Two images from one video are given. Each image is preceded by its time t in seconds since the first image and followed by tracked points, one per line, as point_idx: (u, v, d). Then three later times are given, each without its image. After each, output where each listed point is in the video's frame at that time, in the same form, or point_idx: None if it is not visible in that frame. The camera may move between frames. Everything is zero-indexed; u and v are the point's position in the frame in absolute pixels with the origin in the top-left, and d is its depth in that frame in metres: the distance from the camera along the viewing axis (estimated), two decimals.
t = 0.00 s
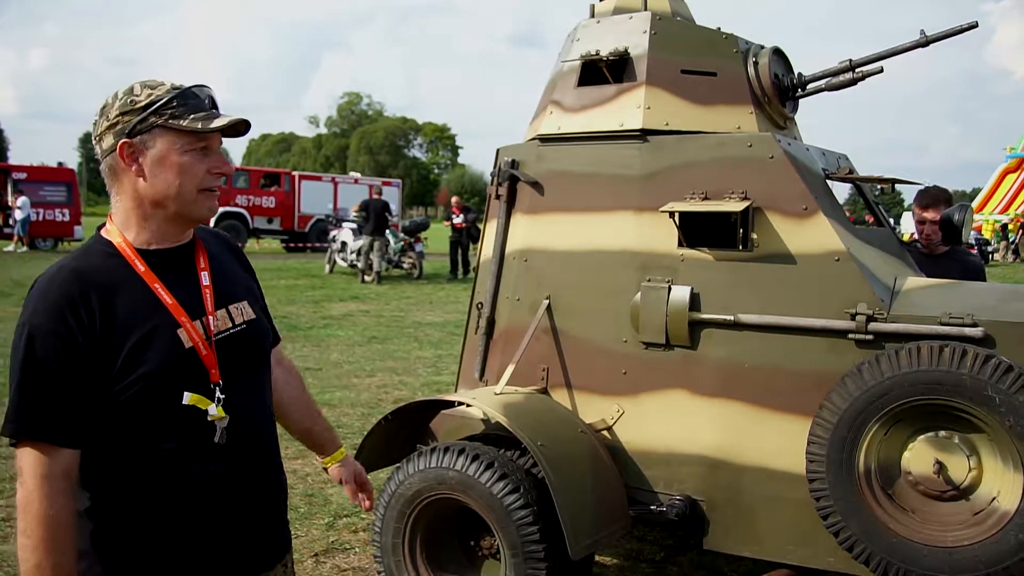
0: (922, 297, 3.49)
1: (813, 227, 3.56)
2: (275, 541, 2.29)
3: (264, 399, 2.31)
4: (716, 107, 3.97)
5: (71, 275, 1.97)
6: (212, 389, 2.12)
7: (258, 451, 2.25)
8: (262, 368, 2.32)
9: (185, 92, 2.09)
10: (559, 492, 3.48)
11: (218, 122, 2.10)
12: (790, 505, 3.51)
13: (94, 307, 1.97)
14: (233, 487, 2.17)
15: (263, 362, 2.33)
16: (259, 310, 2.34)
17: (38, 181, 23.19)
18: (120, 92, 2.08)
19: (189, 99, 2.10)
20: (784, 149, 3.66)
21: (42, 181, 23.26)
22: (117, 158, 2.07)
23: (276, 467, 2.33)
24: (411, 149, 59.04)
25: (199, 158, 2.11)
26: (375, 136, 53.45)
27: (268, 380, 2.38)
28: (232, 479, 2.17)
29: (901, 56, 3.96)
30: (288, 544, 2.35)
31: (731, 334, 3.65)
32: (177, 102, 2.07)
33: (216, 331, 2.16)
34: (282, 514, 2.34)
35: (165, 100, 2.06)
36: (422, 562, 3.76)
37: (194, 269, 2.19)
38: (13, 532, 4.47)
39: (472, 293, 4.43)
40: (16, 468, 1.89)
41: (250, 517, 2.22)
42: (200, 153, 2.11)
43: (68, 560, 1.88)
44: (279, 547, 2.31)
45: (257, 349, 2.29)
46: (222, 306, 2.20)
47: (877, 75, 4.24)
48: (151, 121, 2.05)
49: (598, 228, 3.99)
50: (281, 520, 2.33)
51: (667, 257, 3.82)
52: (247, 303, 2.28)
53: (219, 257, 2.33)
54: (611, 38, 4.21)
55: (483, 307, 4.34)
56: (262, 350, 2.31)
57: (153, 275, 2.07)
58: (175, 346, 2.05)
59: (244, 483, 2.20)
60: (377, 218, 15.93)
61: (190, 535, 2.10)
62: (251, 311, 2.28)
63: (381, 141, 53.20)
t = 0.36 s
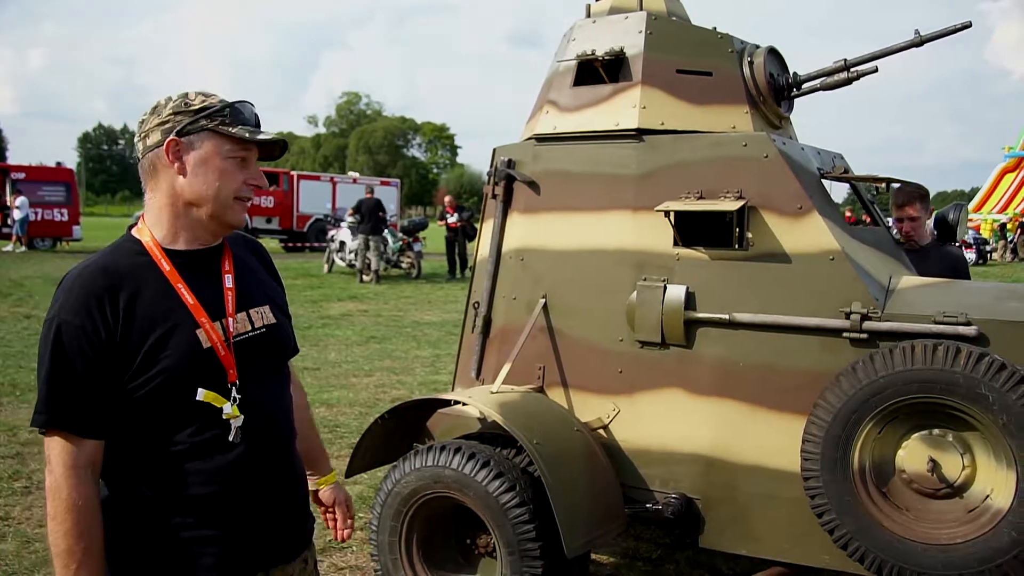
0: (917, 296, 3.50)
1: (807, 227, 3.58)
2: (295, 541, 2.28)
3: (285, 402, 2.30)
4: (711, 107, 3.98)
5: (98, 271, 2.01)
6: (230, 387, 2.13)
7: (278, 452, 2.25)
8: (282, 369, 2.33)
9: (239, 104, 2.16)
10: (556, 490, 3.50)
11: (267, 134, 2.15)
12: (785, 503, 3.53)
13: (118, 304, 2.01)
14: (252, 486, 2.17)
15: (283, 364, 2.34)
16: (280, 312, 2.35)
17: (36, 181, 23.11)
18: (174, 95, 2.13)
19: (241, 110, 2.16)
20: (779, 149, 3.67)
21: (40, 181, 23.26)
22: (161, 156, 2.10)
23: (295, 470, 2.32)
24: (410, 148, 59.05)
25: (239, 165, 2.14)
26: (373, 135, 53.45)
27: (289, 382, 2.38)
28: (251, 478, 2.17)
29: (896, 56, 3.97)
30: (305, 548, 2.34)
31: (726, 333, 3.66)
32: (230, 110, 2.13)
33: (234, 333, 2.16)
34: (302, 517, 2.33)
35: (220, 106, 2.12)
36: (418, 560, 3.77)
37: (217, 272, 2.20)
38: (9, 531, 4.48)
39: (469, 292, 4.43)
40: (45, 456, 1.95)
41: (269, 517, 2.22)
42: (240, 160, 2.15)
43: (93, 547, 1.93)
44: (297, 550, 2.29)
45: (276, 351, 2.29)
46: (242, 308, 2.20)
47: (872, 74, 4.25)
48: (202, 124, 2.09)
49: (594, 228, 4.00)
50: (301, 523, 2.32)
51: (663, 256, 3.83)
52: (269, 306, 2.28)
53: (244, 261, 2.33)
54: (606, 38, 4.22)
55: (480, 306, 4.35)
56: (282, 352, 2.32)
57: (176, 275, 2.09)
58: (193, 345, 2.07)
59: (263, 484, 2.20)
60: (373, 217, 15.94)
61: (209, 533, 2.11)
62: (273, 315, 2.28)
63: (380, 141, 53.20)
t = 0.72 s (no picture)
0: (911, 295, 3.51)
1: (802, 226, 3.59)
2: (291, 535, 2.32)
3: (285, 399, 2.32)
4: (706, 107, 4.00)
5: (107, 264, 2.00)
6: (236, 383, 2.15)
7: (279, 447, 2.28)
8: (282, 367, 2.34)
9: (270, 117, 2.21)
10: (551, 490, 3.51)
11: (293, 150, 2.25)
12: (780, 502, 3.54)
13: (127, 297, 2.01)
14: (250, 482, 2.19)
15: (283, 362, 2.35)
16: (282, 311, 2.35)
17: (34, 182, 23.07)
18: (207, 101, 2.13)
19: (271, 122, 2.21)
20: (773, 148, 3.68)
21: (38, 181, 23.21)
22: (195, 160, 2.12)
23: (292, 467, 2.33)
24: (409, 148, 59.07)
25: (265, 175, 2.22)
26: (372, 135, 53.46)
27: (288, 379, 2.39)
28: (251, 473, 2.19)
29: (890, 56, 3.99)
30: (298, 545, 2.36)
31: (721, 332, 3.68)
32: (264, 124, 2.18)
33: (239, 329, 2.17)
34: (297, 513, 2.35)
35: (256, 119, 2.17)
36: (414, 559, 3.78)
37: (222, 269, 2.20)
38: (7, 530, 4.50)
39: (465, 292, 4.45)
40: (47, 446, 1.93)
41: (265, 513, 2.24)
42: (266, 171, 2.22)
43: (90, 539, 1.90)
44: (291, 546, 2.32)
45: (277, 349, 2.31)
46: (246, 306, 2.21)
47: (866, 75, 4.26)
48: (240, 136, 2.14)
49: (590, 227, 4.02)
50: (296, 518, 2.34)
51: (658, 255, 3.84)
52: (271, 305, 2.29)
53: (245, 259, 2.34)
54: (602, 38, 4.23)
55: (476, 306, 4.36)
56: (283, 350, 2.33)
57: (185, 272, 2.10)
58: (200, 342, 2.08)
59: (262, 479, 2.22)
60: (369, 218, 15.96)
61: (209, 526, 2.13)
62: (275, 313, 2.29)
63: (379, 141, 53.21)
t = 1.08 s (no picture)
0: (906, 294, 3.52)
1: (798, 225, 3.60)
2: (292, 527, 2.36)
3: (283, 395, 2.35)
4: (702, 107, 4.01)
5: (120, 261, 1.99)
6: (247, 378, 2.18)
7: (280, 442, 2.31)
8: (281, 365, 2.36)
9: (275, 118, 2.23)
10: (547, 489, 3.51)
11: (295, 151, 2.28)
12: (776, 500, 3.55)
13: (143, 293, 2.00)
14: (255, 475, 2.23)
15: (282, 359, 2.37)
16: (278, 308, 2.38)
17: (33, 182, 23.06)
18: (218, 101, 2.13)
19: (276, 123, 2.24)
20: (770, 148, 3.69)
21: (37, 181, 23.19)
22: (208, 161, 2.12)
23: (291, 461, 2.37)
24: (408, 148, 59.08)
25: (271, 176, 2.24)
26: (371, 135, 53.47)
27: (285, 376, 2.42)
28: (256, 466, 2.23)
29: (886, 55, 4.00)
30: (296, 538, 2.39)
31: (717, 332, 3.69)
32: (271, 125, 2.20)
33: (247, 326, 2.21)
34: (295, 505, 2.40)
35: (265, 120, 2.19)
36: (411, 557, 3.80)
37: (225, 267, 2.22)
38: (5, 530, 4.50)
39: (463, 291, 4.46)
40: (62, 445, 1.91)
41: (269, 505, 2.27)
42: (271, 171, 2.25)
43: (114, 538, 1.91)
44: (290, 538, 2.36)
45: (275, 346, 2.33)
46: (252, 303, 2.24)
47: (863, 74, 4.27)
48: (250, 137, 2.15)
49: (588, 227, 4.02)
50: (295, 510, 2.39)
51: (655, 255, 3.85)
52: (270, 302, 2.32)
53: (242, 256, 2.36)
54: (599, 38, 4.24)
55: (473, 305, 4.37)
56: (281, 347, 2.36)
57: (196, 270, 2.12)
58: (216, 339, 2.10)
59: (265, 473, 2.26)
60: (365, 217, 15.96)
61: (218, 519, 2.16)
62: (274, 310, 2.33)
63: (378, 140, 53.21)
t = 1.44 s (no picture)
0: (904, 293, 3.52)
1: (796, 224, 3.60)
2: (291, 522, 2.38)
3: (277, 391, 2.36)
4: (700, 105, 4.00)
5: (124, 264, 1.99)
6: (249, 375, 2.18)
7: (276, 438, 2.32)
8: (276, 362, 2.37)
9: (261, 116, 2.24)
10: (547, 488, 3.51)
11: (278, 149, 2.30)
12: (774, 499, 3.55)
13: (151, 296, 2.01)
14: (258, 472, 2.24)
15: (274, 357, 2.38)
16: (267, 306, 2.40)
17: (32, 181, 23.07)
18: (206, 98, 2.13)
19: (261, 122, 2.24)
20: (768, 146, 3.69)
21: (36, 181, 23.17)
22: (199, 159, 2.11)
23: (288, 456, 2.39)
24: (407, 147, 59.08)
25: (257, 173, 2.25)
26: (370, 135, 53.45)
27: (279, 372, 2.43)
28: (258, 462, 2.24)
29: (885, 54, 3.99)
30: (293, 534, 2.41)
31: (716, 330, 3.69)
32: (257, 123, 2.21)
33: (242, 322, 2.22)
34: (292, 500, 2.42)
35: (253, 119, 2.19)
36: (411, 555, 3.80)
37: (213, 263, 2.25)
38: (4, 529, 4.50)
39: (462, 290, 4.46)
40: (77, 455, 1.91)
41: (273, 501, 2.29)
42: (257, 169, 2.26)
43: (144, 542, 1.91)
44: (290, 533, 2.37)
45: (268, 343, 2.35)
46: (242, 300, 2.27)
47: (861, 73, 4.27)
48: (241, 135, 2.16)
49: (586, 225, 4.03)
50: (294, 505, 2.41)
51: (654, 253, 3.85)
52: (258, 300, 2.34)
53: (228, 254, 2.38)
54: (597, 37, 4.23)
55: (472, 303, 4.38)
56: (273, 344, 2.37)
57: (193, 269, 2.12)
58: (220, 337, 2.11)
59: (267, 469, 2.27)
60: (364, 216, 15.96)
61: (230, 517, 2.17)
62: (262, 308, 2.35)
63: (377, 140, 53.20)
